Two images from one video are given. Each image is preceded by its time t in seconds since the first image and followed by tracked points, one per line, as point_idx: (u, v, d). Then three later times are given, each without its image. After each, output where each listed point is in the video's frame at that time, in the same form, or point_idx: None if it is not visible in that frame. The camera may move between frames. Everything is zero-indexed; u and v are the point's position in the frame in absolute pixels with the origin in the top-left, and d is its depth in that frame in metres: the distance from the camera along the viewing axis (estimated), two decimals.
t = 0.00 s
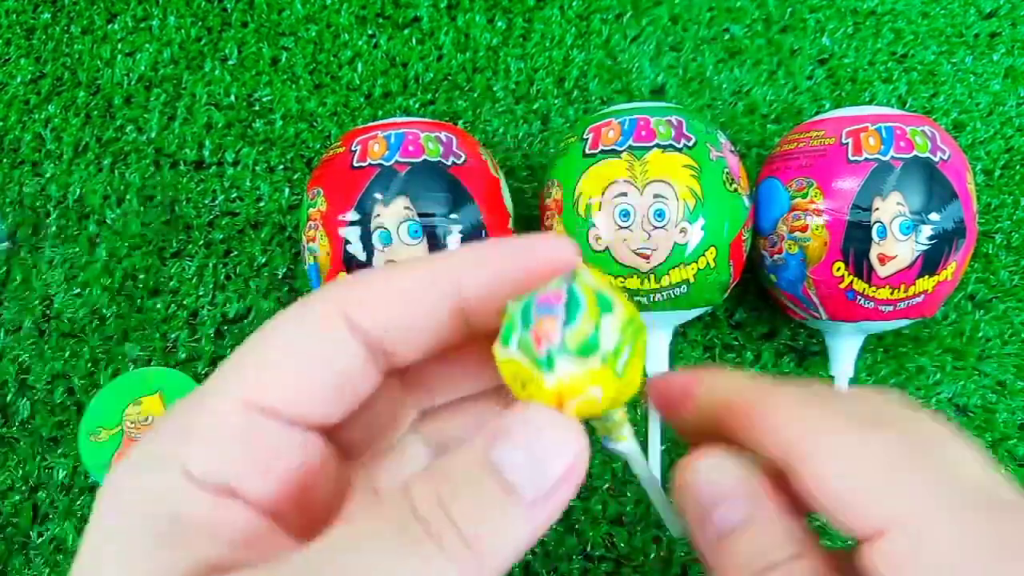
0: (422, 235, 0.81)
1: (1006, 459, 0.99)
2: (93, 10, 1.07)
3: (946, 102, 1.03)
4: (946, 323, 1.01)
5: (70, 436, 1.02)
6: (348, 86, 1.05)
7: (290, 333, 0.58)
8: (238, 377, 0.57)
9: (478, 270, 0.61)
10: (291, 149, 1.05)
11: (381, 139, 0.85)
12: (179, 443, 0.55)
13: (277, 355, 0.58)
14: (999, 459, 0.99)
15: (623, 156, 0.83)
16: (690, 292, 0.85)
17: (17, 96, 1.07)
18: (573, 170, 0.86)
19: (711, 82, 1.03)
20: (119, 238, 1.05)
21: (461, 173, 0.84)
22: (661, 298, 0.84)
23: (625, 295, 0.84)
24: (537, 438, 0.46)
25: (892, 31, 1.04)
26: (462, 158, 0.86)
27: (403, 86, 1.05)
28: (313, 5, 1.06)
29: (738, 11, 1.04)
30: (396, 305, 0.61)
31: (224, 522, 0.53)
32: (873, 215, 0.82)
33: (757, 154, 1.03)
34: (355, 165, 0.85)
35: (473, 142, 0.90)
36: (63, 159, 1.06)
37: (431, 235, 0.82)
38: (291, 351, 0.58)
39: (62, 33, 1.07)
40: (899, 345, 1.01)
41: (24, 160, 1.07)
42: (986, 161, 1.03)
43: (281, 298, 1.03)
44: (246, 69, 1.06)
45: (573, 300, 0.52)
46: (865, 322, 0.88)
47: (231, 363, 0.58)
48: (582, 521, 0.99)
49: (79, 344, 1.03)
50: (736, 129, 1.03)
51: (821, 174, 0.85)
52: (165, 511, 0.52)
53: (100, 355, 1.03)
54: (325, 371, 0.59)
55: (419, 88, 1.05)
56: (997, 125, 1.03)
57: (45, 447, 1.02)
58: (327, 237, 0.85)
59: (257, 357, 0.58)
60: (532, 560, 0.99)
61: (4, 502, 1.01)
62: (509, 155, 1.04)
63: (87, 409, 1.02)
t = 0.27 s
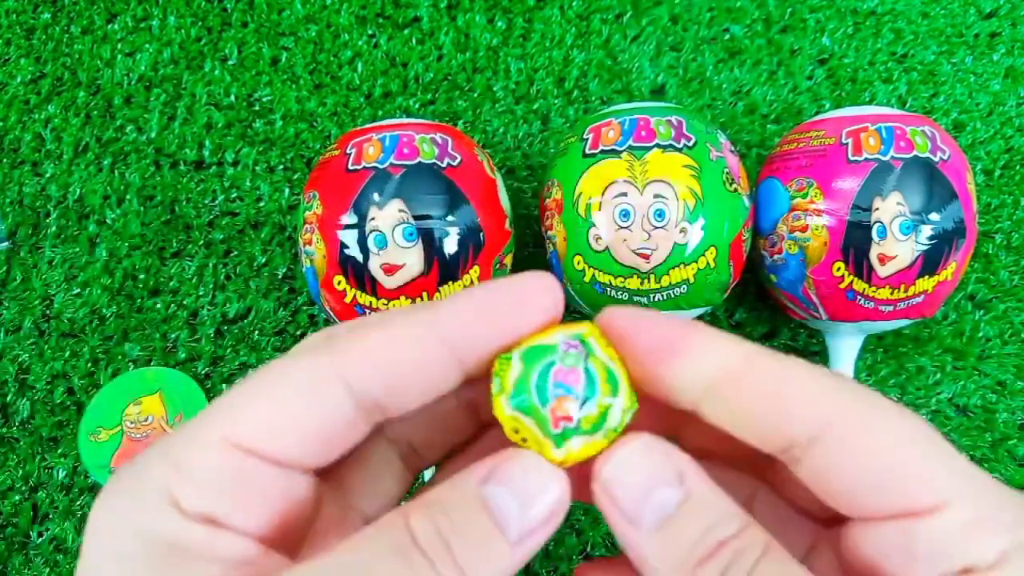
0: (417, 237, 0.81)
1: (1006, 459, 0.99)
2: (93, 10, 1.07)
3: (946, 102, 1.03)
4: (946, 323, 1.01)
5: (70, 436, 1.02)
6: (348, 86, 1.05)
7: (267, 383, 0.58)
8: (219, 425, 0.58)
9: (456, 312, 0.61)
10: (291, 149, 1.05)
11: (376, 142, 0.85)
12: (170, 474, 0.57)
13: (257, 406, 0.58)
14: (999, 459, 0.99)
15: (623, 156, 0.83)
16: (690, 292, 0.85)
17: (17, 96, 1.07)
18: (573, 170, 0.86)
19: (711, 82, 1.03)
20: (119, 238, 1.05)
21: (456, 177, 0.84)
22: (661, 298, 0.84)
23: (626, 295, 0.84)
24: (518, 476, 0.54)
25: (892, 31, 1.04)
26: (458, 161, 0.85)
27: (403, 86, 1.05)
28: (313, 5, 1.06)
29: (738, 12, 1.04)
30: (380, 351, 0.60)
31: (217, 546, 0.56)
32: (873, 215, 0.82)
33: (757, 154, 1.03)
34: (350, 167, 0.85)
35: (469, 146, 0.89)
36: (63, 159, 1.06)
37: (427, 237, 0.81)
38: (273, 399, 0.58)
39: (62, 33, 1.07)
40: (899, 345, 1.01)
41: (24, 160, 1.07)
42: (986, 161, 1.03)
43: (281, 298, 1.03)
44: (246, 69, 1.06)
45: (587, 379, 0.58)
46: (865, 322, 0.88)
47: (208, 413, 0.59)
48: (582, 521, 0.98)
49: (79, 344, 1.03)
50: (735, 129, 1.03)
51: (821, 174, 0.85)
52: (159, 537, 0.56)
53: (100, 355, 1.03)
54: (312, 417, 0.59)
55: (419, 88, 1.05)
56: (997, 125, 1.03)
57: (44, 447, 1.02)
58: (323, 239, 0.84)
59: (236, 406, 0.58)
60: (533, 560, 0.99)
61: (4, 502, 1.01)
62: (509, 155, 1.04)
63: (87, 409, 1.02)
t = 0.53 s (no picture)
0: (415, 238, 0.81)
1: (1006, 459, 0.99)
2: (93, 10, 1.07)
3: (946, 102, 1.03)
4: (946, 323, 1.01)
5: (70, 436, 1.02)
6: (348, 86, 1.05)
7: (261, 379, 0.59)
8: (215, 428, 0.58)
9: (436, 311, 0.63)
10: (291, 149, 1.05)
11: (376, 142, 0.85)
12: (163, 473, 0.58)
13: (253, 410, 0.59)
14: (999, 459, 0.99)
15: (623, 156, 0.83)
16: (690, 292, 0.84)
17: (17, 96, 1.07)
18: (573, 170, 0.86)
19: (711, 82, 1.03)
20: (119, 238, 1.05)
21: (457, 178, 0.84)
22: (661, 298, 0.84)
23: (626, 295, 0.84)
24: (473, 469, 0.56)
25: (892, 31, 1.04)
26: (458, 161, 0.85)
27: (403, 86, 1.05)
28: (313, 5, 1.06)
29: (738, 12, 1.05)
30: (367, 348, 0.62)
31: (209, 543, 0.56)
32: (874, 215, 0.82)
33: (757, 154, 1.03)
34: (349, 167, 0.85)
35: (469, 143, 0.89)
36: (63, 159, 1.06)
37: (426, 238, 0.81)
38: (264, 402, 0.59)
39: (62, 33, 1.07)
40: (899, 345, 1.01)
41: (24, 160, 1.07)
42: (986, 161, 1.03)
43: (281, 298, 1.03)
44: (246, 69, 1.06)
45: (575, 409, 0.58)
46: (865, 322, 0.88)
47: (204, 409, 0.59)
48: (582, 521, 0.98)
49: (79, 344, 1.03)
50: (735, 129, 1.03)
51: (821, 174, 0.85)
52: (150, 534, 0.56)
53: (100, 355, 1.03)
54: (297, 417, 0.60)
55: (419, 88, 1.05)
56: (997, 125, 1.03)
57: (44, 447, 1.02)
58: (323, 239, 0.84)
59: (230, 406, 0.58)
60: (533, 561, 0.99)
61: (4, 502, 1.01)
62: (509, 155, 1.04)
63: (87, 409, 1.02)
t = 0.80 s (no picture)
0: (411, 239, 0.81)
1: (1006, 459, 0.99)
2: (93, 10, 1.08)
3: (946, 102, 1.03)
4: (946, 323, 1.01)
5: (70, 436, 1.02)
6: (348, 86, 1.05)
7: (270, 384, 0.59)
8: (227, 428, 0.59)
9: (441, 320, 0.63)
10: (291, 149, 1.05)
11: (370, 142, 0.85)
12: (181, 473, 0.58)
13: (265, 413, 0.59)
14: (1000, 459, 0.99)
15: (623, 156, 0.83)
16: (690, 292, 0.84)
17: (17, 96, 1.07)
18: (573, 170, 0.86)
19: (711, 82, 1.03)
20: (119, 238, 1.05)
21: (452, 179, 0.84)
22: (660, 298, 0.84)
23: (626, 295, 0.84)
24: (497, 480, 0.54)
25: (892, 31, 1.04)
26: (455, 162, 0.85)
27: (403, 86, 1.05)
28: (313, 5, 1.06)
29: (738, 12, 1.05)
30: (373, 354, 0.62)
31: (221, 543, 0.56)
32: (874, 215, 0.82)
33: (757, 154, 1.03)
34: (345, 169, 0.85)
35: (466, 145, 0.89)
36: (63, 159, 1.06)
37: (422, 238, 0.81)
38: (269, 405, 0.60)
39: (62, 33, 1.07)
40: (899, 345, 1.01)
41: (23, 160, 1.07)
42: (986, 161, 1.03)
43: (281, 298, 1.03)
44: (246, 69, 1.06)
45: (583, 385, 0.59)
46: (866, 322, 0.88)
47: (214, 409, 0.59)
48: (582, 521, 0.98)
49: (79, 344, 1.03)
50: (735, 129, 1.03)
51: (821, 174, 0.85)
52: (166, 533, 0.56)
53: (100, 355, 1.03)
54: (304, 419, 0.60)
55: (419, 88, 1.05)
56: (997, 125, 1.03)
57: (44, 447, 1.02)
58: (319, 240, 0.84)
59: (238, 404, 0.59)
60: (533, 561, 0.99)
61: (4, 502, 1.01)
62: (509, 155, 1.04)
63: (87, 409, 1.02)
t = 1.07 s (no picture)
0: (390, 244, 0.81)
1: (1006, 459, 0.99)
2: (93, 10, 1.08)
3: (946, 102, 1.03)
4: (946, 323, 1.01)
5: (70, 436, 1.02)
6: (348, 86, 1.05)
7: (286, 343, 0.60)
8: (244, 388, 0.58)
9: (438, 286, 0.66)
10: (292, 149, 1.05)
11: (349, 149, 0.85)
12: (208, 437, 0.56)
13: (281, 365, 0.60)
14: (1000, 459, 0.99)
15: (623, 156, 0.83)
16: (690, 292, 0.85)
17: (17, 96, 1.07)
18: (573, 170, 0.86)
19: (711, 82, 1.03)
20: (119, 238, 1.05)
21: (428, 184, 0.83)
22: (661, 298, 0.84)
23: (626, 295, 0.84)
24: (551, 427, 0.48)
25: (892, 31, 1.04)
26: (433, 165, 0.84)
27: (403, 86, 1.05)
28: (313, 5, 1.06)
29: (738, 12, 1.05)
30: (372, 305, 0.64)
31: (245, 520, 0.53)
32: (873, 215, 0.82)
33: (757, 154, 1.03)
34: (325, 177, 0.85)
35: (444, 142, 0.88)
36: (63, 159, 1.06)
37: (400, 243, 0.81)
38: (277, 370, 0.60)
39: (62, 33, 1.07)
40: (899, 345, 1.01)
41: (24, 160, 1.07)
42: (986, 161, 1.03)
43: (281, 298, 1.03)
44: (246, 69, 1.06)
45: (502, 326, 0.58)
46: (866, 322, 0.88)
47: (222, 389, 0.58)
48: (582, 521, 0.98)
49: (79, 344, 1.03)
50: (735, 129, 1.03)
51: (821, 174, 0.85)
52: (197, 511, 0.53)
53: (100, 355, 1.03)
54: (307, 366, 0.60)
55: (419, 88, 1.05)
56: (997, 125, 1.03)
57: (44, 447, 1.02)
58: (302, 248, 0.85)
59: (259, 363, 0.59)
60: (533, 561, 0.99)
61: (4, 502, 1.01)
62: (509, 155, 1.04)
63: (87, 409, 1.02)
